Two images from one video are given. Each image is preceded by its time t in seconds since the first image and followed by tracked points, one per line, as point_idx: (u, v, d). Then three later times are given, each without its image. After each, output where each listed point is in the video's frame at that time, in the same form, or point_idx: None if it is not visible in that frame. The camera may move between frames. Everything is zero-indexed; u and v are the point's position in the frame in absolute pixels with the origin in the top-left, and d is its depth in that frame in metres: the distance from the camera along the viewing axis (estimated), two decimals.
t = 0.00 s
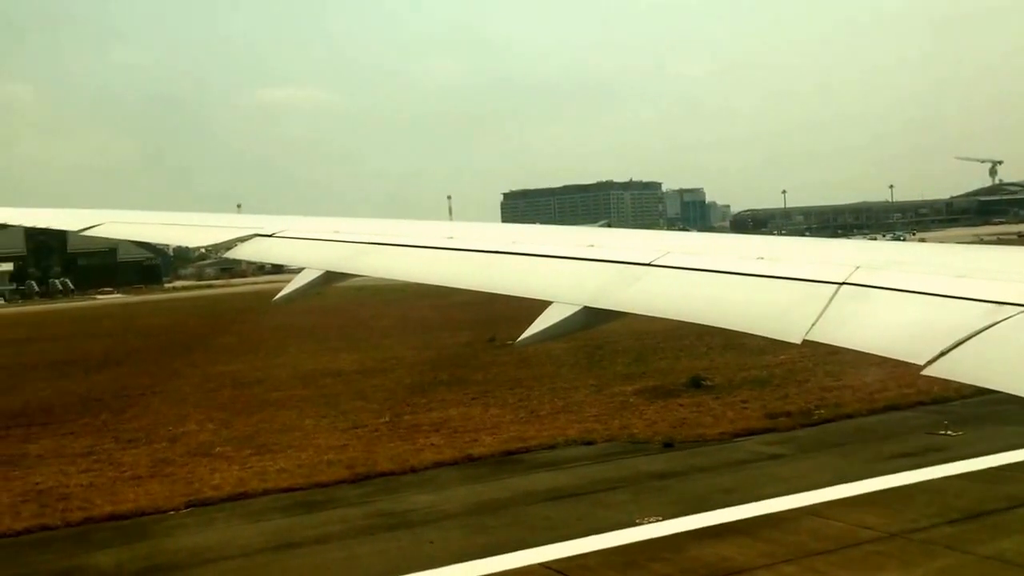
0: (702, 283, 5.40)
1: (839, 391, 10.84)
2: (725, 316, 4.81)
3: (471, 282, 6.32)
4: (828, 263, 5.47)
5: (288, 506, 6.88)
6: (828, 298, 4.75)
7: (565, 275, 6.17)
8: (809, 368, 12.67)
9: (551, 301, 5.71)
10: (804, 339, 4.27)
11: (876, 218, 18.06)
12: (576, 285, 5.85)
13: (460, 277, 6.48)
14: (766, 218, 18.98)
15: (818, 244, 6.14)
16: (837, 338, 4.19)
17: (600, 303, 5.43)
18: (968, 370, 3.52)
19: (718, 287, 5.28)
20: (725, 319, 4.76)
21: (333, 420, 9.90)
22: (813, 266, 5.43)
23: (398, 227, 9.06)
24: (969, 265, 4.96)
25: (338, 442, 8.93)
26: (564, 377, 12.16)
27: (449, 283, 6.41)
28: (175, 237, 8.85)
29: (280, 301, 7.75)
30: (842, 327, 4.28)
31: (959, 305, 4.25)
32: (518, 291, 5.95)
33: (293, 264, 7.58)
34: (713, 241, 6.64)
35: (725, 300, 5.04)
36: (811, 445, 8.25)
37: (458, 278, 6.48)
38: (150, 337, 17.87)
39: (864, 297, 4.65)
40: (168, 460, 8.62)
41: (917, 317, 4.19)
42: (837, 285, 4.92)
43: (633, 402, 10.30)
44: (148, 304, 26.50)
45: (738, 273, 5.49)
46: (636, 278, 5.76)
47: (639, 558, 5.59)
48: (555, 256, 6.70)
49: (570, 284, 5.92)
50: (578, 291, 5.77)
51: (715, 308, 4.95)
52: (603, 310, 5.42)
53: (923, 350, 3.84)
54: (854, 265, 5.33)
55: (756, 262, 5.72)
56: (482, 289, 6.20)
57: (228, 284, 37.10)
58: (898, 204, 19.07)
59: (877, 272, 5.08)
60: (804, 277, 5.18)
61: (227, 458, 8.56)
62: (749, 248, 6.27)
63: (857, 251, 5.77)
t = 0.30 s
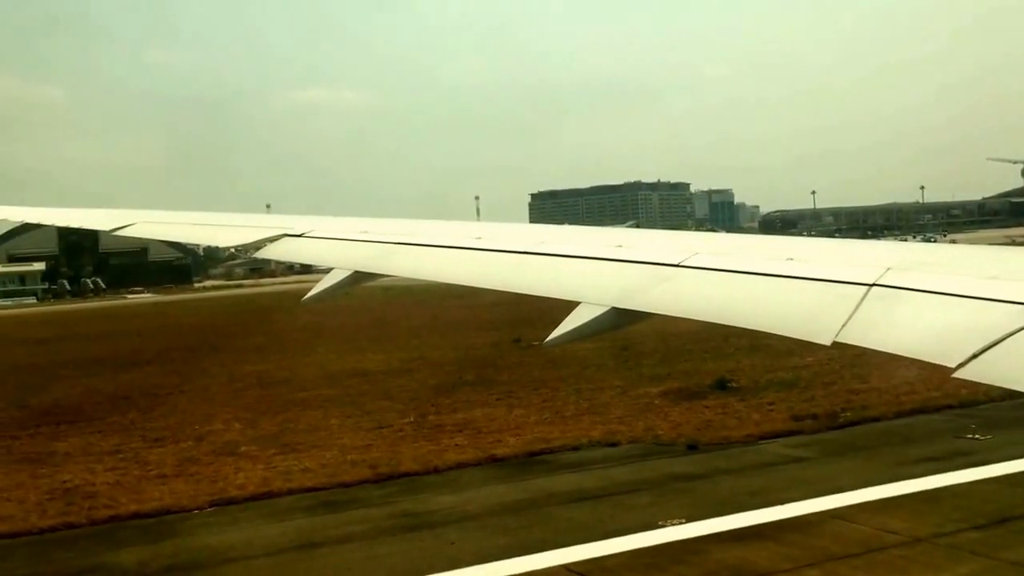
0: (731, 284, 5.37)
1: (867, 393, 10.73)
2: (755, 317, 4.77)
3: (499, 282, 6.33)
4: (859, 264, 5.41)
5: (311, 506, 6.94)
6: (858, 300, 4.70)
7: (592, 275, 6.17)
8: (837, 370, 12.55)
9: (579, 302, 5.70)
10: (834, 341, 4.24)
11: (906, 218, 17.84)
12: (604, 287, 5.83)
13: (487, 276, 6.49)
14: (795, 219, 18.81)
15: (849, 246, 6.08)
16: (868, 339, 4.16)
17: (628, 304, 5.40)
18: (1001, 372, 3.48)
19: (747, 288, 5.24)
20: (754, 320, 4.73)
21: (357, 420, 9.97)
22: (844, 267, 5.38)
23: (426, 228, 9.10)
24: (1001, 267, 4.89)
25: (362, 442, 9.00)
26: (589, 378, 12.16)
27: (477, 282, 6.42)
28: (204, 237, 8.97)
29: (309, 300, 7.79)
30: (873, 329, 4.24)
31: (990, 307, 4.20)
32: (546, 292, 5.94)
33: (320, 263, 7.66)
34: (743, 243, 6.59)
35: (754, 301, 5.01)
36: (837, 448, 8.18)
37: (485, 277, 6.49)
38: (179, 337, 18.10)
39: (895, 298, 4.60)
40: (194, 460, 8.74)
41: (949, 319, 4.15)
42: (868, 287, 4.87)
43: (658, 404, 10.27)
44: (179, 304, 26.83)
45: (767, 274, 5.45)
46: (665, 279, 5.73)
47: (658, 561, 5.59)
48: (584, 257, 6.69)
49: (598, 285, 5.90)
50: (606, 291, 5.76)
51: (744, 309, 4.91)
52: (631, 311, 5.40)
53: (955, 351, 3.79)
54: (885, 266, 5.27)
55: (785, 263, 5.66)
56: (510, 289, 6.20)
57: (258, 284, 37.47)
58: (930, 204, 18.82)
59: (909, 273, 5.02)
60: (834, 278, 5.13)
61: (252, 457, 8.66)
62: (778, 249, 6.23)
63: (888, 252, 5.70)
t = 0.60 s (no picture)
0: (758, 286, 5.33)
1: (892, 396, 10.64)
2: (782, 318, 4.74)
3: (525, 283, 6.32)
4: (887, 266, 5.36)
5: (330, 506, 7.01)
6: (886, 302, 4.66)
7: (618, 276, 6.16)
8: (862, 373, 12.44)
9: (605, 302, 5.68)
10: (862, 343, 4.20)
11: (936, 220, 17.63)
12: (630, 288, 5.81)
13: (513, 277, 6.49)
14: (822, 220, 18.67)
15: (877, 248, 6.03)
16: (896, 342, 4.12)
17: (654, 305, 5.38)
18: None
19: (774, 290, 5.21)
20: (782, 322, 4.69)
21: (379, 420, 10.05)
22: (871, 269, 5.33)
23: (452, 228, 9.14)
24: None
25: (383, 442, 9.07)
26: (611, 379, 12.14)
27: (503, 283, 6.42)
28: (230, 238, 9.08)
29: (336, 300, 7.83)
30: (901, 331, 4.20)
31: (1019, 310, 4.15)
32: (572, 293, 5.93)
33: (345, 263, 7.72)
34: (770, 244, 6.55)
35: (781, 302, 4.97)
36: (860, 451, 8.13)
37: (511, 278, 6.49)
38: (206, 336, 18.31)
39: (923, 300, 4.56)
40: (217, 459, 8.85)
41: (978, 322, 4.10)
42: (897, 288, 4.83)
43: (679, 406, 10.25)
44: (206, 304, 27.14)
45: (794, 275, 5.41)
46: (691, 280, 5.70)
47: (676, 564, 5.58)
48: (609, 258, 6.67)
49: (624, 286, 5.88)
50: (632, 292, 5.74)
51: (771, 310, 4.88)
52: (657, 312, 5.38)
53: (984, 355, 3.76)
54: (914, 268, 5.21)
55: (813, 265, 5.62)
56: (536, 290, 6.19)
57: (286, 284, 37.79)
58: (959, 206, 18.59)
59: (938, 275, 4.97)
60: (861, 279, 5.09)
61: (274, 457, 8.76)
62: (806, 251, 6.18)
63: (917, 254, 5.65)
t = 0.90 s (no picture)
0: (779, 287, 5.29)
1: (911, 399, 10.55)
2: (801, 318, 4.69)
3: (543, 285, 6.31)
4: (910, 268, 5.30)
5: (344, 507, 7.07)
6: (908, 302, 4.60)
7: (637, 277, 6.14)
8: (882, 376, 12.35)
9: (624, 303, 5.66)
10: (883, 343, 4.15)
11: (960, 221, 17.45)
12: (649, 289, 5.79)
13: (532, 278, 6.48)
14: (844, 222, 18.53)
15: (901, 250, 5.96)
16: (917, 342, 4.06)
17: (673, 306, 5.35)
18: None
19: (795, 291, 5.16)
20: (802, 322, 4.65)
21: (395, 421, 10.11)
22: (894, 270, 5.27)
23: (472, 230, 9.15)
24: None
25: (399, 443, 9.13)
26: (628, 381, 12.13)
27: (522, 284, 6.41)
28: (251, 238, 9.17)
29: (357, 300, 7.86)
30: (923, 331, 4.14)
31: None
32: (591, 295, 5.91)
33: (365, 265, 7.75)
34: (792, 246, 6.50)
35: (801, 303, 4.92)
36: (877, 454, 8.08)
37: (530, 279, 6.48)
38: (226, 336, 18.46)
39: (946, 300, 4.50)
40: (233, 458, 8.94)
41: (1002, 322, 4.04)
42: (919, 288, 4.76)
43: (696, 408, 10.23)
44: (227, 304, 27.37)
45: (816, 276, 5.36)
46: (711, 281, 5.67)
47: (686, 567, 5.59)
48: (629, 259, 6.65)
49: (643, 287, 5.86)
50: (651, 293, 5.71)
51: (790, 311, 4.83)
52: (676, 313, 5.35)
53: (1008, 356, 3.70)
54: (937, 269, 5.15)
55: (834, 266, 5.57)
56: (555, 292, 6.18)
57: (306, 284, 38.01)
58: (984, 207, 18.39)
59: (961, 276, 4.90)
60: (883, 280, 5.03)
61: (290, 457, 8.83)
62: (828, 252, 6.13)
63: (941, 256, 5.58)
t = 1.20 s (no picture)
0: (795, 289, 5.24)
1: (924, 401, 10.50)
2: (819, 321, 4.64)
3: (559, 287, 6.29)
4: (928, 270, 5.24)
5: (353, 507, 7.11)
6: (926, 304, 4.54)
7: (652, 278, 6.11)
8: (896, 378, 12.28)
9: (640, 304, 5.63)
10: (900, 345, 4.09)
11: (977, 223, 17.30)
12: (665, 291, 5.76)
13: (548, 280, 6.46)
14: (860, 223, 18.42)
15: (918, 252, 5.91)
16: (936, 344, 4.00)
17: (688, 308, 5.32)
18: None
19: (811, 293, 5.11)
20: (819, 324, 4.60)
21: (406, 421, 10.15)
22: (911, 273, 5.22)
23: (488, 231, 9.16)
24: None
25: (409, 443, 9.16)
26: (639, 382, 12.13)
27: (537, 286, 6.40)
28: (266, 238, 9.23)
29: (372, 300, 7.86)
30: (941, 333, 4.09)
31: None
32: (606, 296, 5.89)
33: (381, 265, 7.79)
34: (809, 248, 6.45)
35: (818, 305, 4.87)
36: (889, 457, 8.04)
37: (545, 281, 6.46)
38: (239, 336, 18.58)
39: (965, 303, 4.44)
40: (244, 458, 9.01)
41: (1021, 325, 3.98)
42: (937, 291, 4.71)
43: (706, 410, 10.22)
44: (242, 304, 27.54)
45: (832, 278, 5.32)
46: (727, 283, 5.63)
47: (694, 570, 5.59)
48: (645, 261, 6.63)
49: (660, 289, 5.82)
50: (667, 295, 5.68)
51: (808, 313, 4.79)
52: (693, 314, 5.30)
53: None
54: (956, 272, 5.10)
55: (851, 269, 5.52)
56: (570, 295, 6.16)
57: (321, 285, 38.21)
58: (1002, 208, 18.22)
59: (979, 278, 4.85)
60: (901, 283, 4.98)
61: (300, 457, 8.89)
62: (845, 254, 6.08)
63: (960, 259, 5.53)
